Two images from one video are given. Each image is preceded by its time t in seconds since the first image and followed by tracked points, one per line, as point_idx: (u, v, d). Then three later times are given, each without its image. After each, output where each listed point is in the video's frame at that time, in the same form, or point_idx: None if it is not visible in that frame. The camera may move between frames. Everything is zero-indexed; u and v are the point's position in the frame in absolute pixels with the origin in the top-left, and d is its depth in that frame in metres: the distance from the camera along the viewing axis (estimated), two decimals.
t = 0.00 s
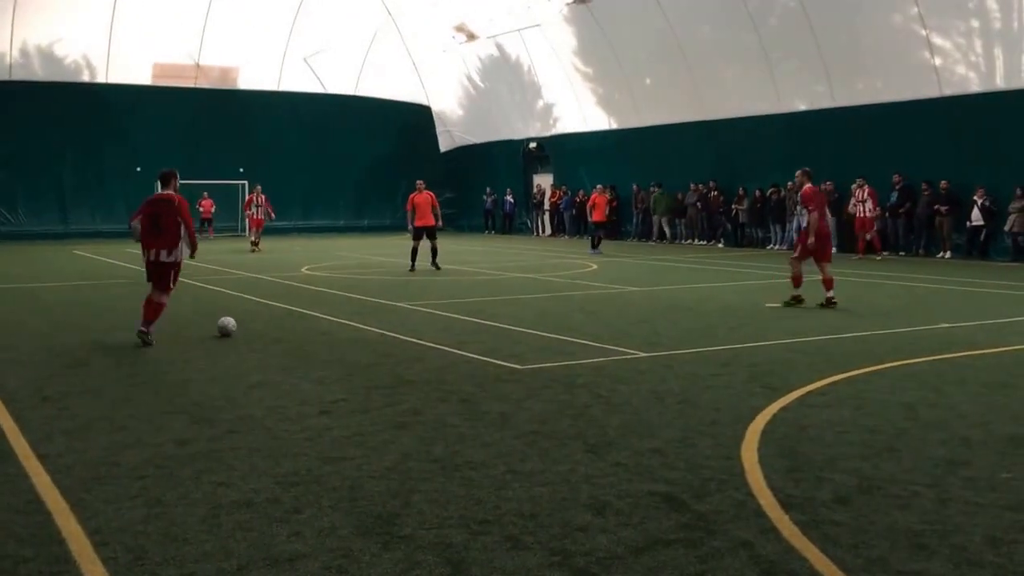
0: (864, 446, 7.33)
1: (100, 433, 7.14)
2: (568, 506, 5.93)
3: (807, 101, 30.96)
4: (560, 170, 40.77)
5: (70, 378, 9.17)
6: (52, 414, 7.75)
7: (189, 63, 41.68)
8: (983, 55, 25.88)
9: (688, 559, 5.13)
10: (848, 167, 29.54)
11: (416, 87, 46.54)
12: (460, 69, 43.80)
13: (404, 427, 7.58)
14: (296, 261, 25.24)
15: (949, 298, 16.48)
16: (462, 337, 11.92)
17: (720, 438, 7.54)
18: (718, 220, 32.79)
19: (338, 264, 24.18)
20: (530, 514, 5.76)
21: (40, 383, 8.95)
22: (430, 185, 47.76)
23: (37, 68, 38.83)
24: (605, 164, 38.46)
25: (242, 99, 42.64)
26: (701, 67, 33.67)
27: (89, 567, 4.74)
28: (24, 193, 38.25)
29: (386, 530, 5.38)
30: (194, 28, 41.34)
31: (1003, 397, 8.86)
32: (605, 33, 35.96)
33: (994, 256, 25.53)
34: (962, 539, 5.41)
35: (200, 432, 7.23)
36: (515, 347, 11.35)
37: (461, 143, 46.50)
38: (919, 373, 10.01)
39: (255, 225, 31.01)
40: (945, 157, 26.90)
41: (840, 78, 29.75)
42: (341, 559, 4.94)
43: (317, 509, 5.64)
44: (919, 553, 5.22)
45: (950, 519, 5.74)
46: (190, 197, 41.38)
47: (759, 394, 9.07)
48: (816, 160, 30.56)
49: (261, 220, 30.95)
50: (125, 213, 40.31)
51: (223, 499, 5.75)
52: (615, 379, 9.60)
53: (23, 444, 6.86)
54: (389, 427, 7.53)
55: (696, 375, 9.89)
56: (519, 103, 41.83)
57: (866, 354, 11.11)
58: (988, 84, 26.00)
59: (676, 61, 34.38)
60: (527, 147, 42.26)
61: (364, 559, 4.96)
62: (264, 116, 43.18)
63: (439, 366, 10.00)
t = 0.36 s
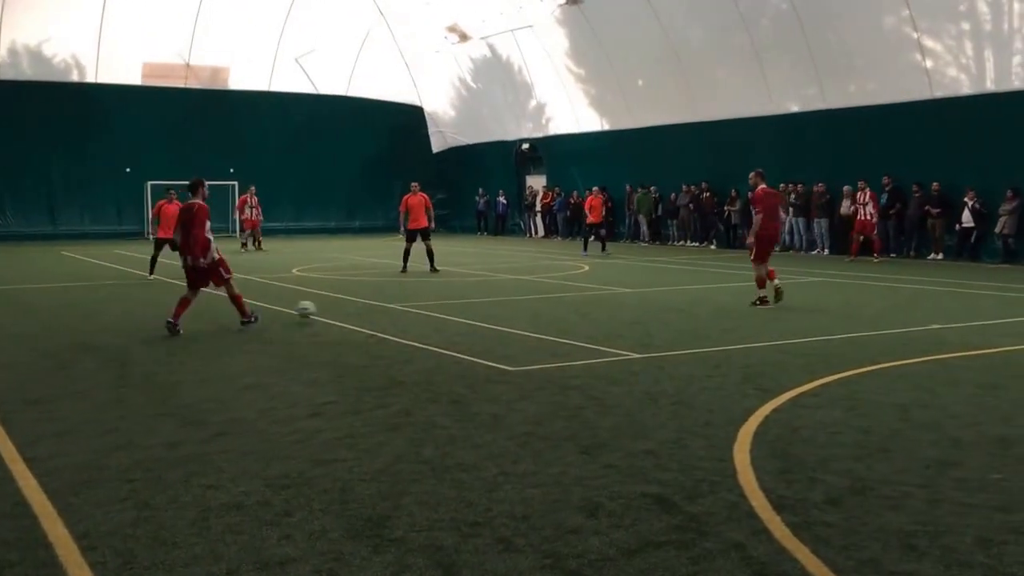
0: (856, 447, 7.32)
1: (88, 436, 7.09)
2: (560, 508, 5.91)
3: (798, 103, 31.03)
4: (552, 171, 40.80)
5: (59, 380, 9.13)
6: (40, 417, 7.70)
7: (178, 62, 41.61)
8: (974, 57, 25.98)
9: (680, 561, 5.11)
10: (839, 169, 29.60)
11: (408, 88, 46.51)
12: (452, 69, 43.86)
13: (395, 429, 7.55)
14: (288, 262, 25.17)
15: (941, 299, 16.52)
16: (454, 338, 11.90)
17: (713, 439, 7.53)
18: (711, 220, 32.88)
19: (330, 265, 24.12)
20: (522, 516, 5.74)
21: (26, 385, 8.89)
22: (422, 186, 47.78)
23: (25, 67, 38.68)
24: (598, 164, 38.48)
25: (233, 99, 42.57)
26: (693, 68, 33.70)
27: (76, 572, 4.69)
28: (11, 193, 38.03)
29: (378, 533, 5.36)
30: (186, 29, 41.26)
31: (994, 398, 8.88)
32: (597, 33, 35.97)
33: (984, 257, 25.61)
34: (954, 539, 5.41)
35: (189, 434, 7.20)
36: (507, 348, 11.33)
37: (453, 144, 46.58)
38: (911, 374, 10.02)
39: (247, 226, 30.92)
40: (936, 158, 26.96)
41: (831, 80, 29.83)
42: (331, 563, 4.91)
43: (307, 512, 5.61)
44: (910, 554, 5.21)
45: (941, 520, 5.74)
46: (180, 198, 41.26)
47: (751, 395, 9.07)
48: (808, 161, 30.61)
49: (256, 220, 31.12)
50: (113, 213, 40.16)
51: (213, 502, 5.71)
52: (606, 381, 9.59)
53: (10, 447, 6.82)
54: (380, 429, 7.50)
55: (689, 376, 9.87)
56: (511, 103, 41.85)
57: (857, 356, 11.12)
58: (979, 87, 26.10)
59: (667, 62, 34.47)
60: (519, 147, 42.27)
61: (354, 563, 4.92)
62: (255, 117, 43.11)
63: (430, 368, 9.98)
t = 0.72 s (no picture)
0: (847, 448, 7.31)
1: (76, 440, 7.05)
2: (552, 510, 5.88)
3: (790, 105, 31.06)
4: (546, 172, 40.79)
5: (47, 383, 9.07)
6: (28, 420, 7.65)
7: (167, 61, 41.54)
8: (964, 60, 26.05)
9: (672, 563, 5.08)
10: (831, 170, 29.61)
11: (401, 87, 46.42)
12: (445, 70, 43.80)
13: (386, 430, 7.53)
14: (281, 263, 25.12)
15: (931, 301, 16.54)
16: (446, 340, 11.87)
17: (705, 440, 7.51)
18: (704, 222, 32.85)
19: (323, 266, 24.08)
20: (513, 519, 5.71)
21: (14, 388, 8.85)
22: (415, 187, 47.72)
23: (12, 67, 38.67)
24: (592, 165, 38.45)
25: (223, 98, 42.44)
26: (685, 69, 33.70)
27: None
28: None
29: (368, 537, 5.32)
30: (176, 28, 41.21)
31: (984, 398, 8.89)
32: (591, 35, 35.96)
33: (975, 259, 25.65)
34: (944, 540, 5.40)
35: (178, 437, 7.15)
36: (499, 349, 11.30)
37: (447, 145, 46.57)
38: (902, 375, 10.01)
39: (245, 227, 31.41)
40: (927, 161, 26.99)
41: (824, 82, 29.85)
42: (319, 566, 4.88)
43: (296, 516, 5.58)
44: (901, 554, 5.19)
45: (932, 520, 5.72)
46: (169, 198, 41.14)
47: (743, 396, 9.05)
48: (800, 163, 30.63)
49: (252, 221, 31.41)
50: (100, 213, 40.02)
51: (201, 506, 5.67)
52: (599, 382, 9.57)
53: None
54: (371, 431, 7.47)
55: (680, 377, 9.87)
56: (505, 104, 41.81)
57: (849, 357, 11.11)
58: (969, 90, 26.15)
59: (661, 64, 34.42)
60: (513, 148, 42.23)
61: (344, 567, 4.89)
62: (246, 116, 42.98)
63: (422, 369, 9.95)
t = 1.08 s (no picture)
0: (840, 449, 7.29)
1: (64, 444, 6.99)
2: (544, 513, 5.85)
3: (783, 107, 31.09)
4: (539, 173, 40.81)
5: (36, 386, 9.02)
6: (15, 424, 7.60)
7: (157, 59, 41.43)
8: (954, 63, 26.10)
9: (664, 565, 5.05)
10: (823, 171, 29.67)
11: (394, 88, 46.35)
12: (439, 70, 43.78)
13: (377, 433, 7.48)
14: (274, 264, 25.07)
15: (922, 301, 16.56)
16: (438, 341, 11.84)
17: (697, 442, 7.49)
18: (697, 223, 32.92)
19: (316, 267, 24.03)
20: (505, 522, 5.68)
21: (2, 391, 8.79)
22: (408, 187, 47.66)
23: None
24: (586, 166, 38.43)
25: (213, 97, 42.36)
26: (678, 70, 33.73)
27: None
28: None
29: (359, 541, 5.29)
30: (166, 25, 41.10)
31: (976, 398, 8.88)
32: (584, 36, 35.99)
33: (965, 260, 25.69)
34: (935, 540, 5.37)
35: (166, 441, 7.11)
36: (491, 351, 11.27)
37: (440, 146, 46.54)
38: (894, 375, 10.00)
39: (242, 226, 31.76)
40: (918, 164, 27.02)
41: (816, 83, 29.89)
42: (308, 571, 4.84)
43: (286, 520, 5.53)
44: (893, 555, 5.17)
45: (924, 520, 5.70)
46: (158, 199, 41.00)
47: (735, 398, 9.03)
48: (792, 164, 30.66)
49: (249, 220, 31.60)
50: (87, 213, 39.85)
51: (189, 511, 5.63)
52: (592, 384, 9.53)
53: None
54: (363, 434, 7.43)
55: (673, 378, 9.84)
56: (499, 105, 41.81)
57: (842, 357, 11.10)
58: (959, 92, 26.21)
59: (653, 65, 34.44)
60: (507, 149, 42.27)
61: (333, 571, 4.85)
62: (236, 115, 42.89)
63: (413, 371, 9.91)
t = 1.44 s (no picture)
0: (833, 449, 7.26)
1: (52, 447, 6.94)
2: (537, 515, 5.81)
3: (776, 109, 31.09)
4: (534, 174, 40.83)
5: (26, 389, 8.97)
6: (4, 426, 7.55)
7: (148, 58, 41.38)
8: (945, 66, 26.13)
9: (656, 567, 5.01)
10: (816, 173, 29.69)
11: (388, 88, 46.28)
12: (432, 70, 43.71)
13: (368, 435, 7.44)
14: (269, 265, 25.01)
15: (914, 302, 16.57)
16: (431, 343, 11.79)
17: (690, 443, 7.46)
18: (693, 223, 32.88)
19: (310, 268, 23.99)
20: (499, 524, 5.64)
21: None
22: (403, 188, 47.55)
23: None
24: (581, 167, 38.41)
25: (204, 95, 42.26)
26: (671, 72, 33.73)
27: None
28: None
29: (350, 544, 5.25)
30: (156, 24, 41.02)
31: (969, 399, 8.86)
32: (577, 36, 35.96)
33: (957, 261, 25.68)
34: (928, 541, 5.35)
35: (156, 444, 7.06)
36: (484, 352, 11.23)
37: (435, 146, 46.47)
38: (887, 375, 9.98)
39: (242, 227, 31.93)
40: (912, 166, 27.03)
41: (809, 85, 29.91)
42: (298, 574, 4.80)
43: (278, 524, 5.49)
44: (885, 555, 5.14)
45: (917, 521, 5.68)
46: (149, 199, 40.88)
47: (729, 398, 9.00)
48: (786, 166, 30.69)
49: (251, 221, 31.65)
50: (76, 213, 39.72)
51: (178, 515, 5.59)
52: (585, 385, 9.50)
53: None
54: (356, 436, 7.40)
55: (666, 380, 9.81)
56: (493, 105, 41.77)
57: (835, 358, 11.07)
58: (951, 95, 26.22)
59: (647, 66, 34.44)
60: (501, 150, 42.22)
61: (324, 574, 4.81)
62: (228, 115, 42.79)
63: (406, 373, 9.87)
